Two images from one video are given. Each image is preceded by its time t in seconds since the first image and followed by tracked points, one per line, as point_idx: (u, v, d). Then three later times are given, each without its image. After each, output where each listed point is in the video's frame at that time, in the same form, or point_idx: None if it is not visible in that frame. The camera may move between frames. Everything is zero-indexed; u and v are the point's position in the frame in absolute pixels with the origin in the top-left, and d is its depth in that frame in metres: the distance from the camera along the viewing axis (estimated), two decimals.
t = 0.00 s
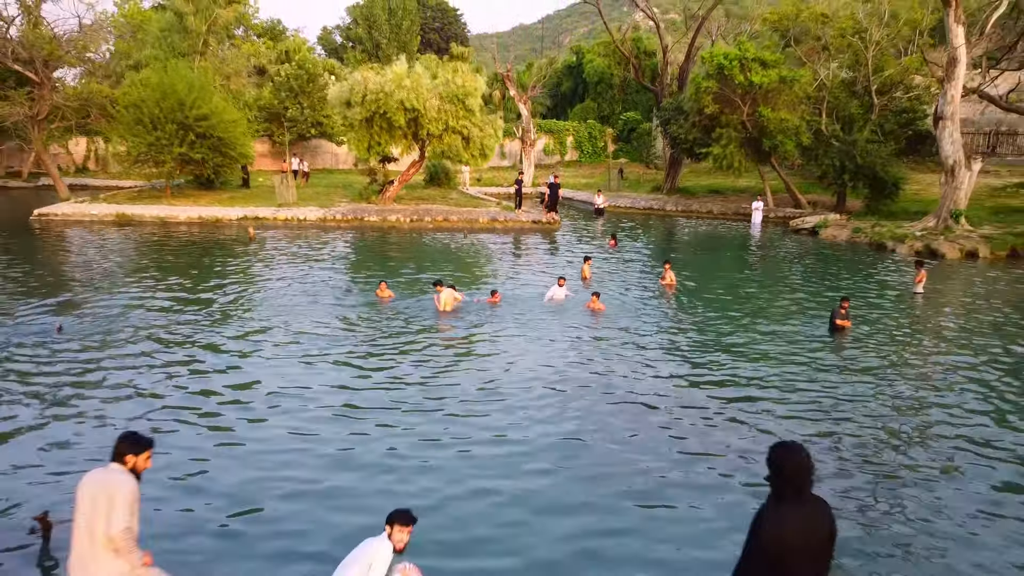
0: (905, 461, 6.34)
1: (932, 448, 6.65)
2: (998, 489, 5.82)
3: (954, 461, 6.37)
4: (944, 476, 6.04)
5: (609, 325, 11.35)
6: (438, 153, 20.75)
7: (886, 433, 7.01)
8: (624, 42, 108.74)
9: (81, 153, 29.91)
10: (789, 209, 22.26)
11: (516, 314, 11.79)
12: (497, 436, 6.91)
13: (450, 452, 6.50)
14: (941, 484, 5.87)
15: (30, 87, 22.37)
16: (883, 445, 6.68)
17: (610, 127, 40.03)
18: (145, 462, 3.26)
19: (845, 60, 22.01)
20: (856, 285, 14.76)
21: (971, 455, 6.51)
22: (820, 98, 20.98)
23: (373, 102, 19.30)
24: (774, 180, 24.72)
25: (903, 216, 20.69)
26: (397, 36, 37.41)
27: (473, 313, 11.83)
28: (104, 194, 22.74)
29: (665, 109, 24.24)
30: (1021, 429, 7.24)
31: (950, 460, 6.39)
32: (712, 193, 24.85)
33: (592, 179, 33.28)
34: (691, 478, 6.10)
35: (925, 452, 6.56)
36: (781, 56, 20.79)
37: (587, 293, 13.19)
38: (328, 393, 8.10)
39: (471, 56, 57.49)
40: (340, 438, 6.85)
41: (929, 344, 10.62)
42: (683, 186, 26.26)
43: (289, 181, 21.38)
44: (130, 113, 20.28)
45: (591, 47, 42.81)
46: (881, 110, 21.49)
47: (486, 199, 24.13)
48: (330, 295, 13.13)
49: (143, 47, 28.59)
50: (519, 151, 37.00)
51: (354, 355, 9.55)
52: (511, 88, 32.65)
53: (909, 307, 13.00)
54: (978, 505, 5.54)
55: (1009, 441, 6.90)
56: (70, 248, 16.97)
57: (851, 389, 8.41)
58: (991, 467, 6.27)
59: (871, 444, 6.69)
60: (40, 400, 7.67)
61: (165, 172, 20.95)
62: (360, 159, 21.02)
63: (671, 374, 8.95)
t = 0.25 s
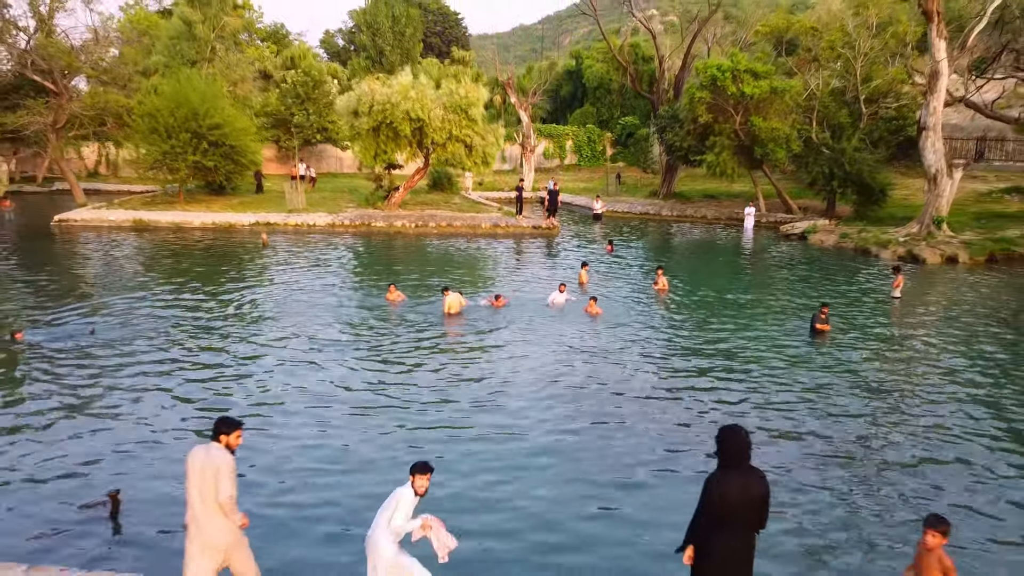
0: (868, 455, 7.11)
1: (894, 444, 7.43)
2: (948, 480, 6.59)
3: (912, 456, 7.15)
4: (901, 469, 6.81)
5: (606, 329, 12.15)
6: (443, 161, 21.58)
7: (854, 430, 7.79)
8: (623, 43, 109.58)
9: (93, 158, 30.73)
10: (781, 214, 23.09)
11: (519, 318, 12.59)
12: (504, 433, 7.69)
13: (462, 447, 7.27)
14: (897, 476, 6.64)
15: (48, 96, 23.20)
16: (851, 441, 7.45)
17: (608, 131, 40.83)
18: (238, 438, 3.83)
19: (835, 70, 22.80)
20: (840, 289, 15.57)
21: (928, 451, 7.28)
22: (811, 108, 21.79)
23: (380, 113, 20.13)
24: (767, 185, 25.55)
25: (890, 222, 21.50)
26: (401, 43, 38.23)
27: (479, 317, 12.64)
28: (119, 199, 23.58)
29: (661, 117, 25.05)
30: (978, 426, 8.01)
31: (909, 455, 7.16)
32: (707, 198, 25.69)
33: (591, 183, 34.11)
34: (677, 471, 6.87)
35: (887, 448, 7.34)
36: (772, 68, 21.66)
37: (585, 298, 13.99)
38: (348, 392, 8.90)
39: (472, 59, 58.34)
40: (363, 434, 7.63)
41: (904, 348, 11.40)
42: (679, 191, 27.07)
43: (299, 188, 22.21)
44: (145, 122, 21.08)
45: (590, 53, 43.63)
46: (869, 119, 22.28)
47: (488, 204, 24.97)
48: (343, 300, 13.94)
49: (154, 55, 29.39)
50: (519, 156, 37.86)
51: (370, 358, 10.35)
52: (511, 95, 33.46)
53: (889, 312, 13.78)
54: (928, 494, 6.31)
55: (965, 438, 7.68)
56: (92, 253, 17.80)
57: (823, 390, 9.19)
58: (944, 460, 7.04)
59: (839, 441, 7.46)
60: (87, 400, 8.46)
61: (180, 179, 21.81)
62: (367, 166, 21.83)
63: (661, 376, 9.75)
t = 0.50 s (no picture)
0: (840, 447, 7.88)
1: (864, 437, 8.20)
2: (909, 468, 7.35)
3: (880, 448, 7.91)
4: (869, 459, 7.57)
5: (604, 332, 12.95)
6: (446, 168, 22.41)
7: (829, 425, 8.56)
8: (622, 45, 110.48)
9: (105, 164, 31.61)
10: (772, 219, 23.93)
11: (522, 322, 13.39)
12: (510, 429, 8.46)
13: (472, 441, 8.04)
14: (864, 465, 7.40)
15: (65, 106, 24.07)
16: (825, 435, 8.22)
17: (607, 136, 41.68)
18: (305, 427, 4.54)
19: (825, 81, 23.61)
20: (826, 294, 16.36)
21: (893, 444, 8.06)
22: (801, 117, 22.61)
23: (386, 122, 20.95)
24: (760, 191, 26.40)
25: (877, 227, 22.30)
26: (404, 50, 39.09)
27: (484, 321, 13.43)
28: (134, 205, 24.44)
29: (657, 124, 25.90)
30: (943, 422, 8.78)
31: (877, 446, 7.92)
32: (702, 203, 26.54)
33: (590, 187, 34.94)
34: (667, 462, 7.64)
35: (858, 441, 8.10)
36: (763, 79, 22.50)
37: (584, 302, 14.79)
38: (366, 393, 9.69)
39: (473, 64, 59.23)
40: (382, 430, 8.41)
41: (883, 350, 12.19)
42: (675, 196, 27.90)
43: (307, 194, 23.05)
44: (160, 131, 21.93)
45: (589, 58, 44.48)
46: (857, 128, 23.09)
47: (489, 209, 25.81)
48: (355, 305, 14.77)
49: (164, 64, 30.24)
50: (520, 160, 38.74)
51: (384, 361, 11.14)
52: (512, 101, 34.29)
53: (871, 316, 14.58)
54: (887, 481, 7.09)
55: (929, 432, 8.44)
56: (112, 258, 18.63)
57: (801, 389, 10.00)
58: (908, 451, 7.81)
59: (814, 434, 8.23)
60: (127, 402, 9.25)
61: (193, 186, 22.65)
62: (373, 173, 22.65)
63: (654, 377, 10.54)
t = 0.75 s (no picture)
0: (812, 443, 8.72)
1: (836, 434, 9.03)
2: (873, 460, 8.19)
3: (848, 443, 8.75)
4: (838, 453, 8.41)
5: (601, 334, 13.82)
6: (450, 175, 23.27)
7: (804, 423, 9.41)
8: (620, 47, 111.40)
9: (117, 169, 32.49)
10: (764, 224, 24.80)
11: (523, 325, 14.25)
12: (514, 425, 9.30)
13: (479, 437, 8.88)
14: (832, 458, 8.24)
15: (83, 115, 24.97)
16: (800, 432, 9.06)
17: (606, 140, 42.56)
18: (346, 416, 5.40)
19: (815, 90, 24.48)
20: (812, 298, 17.23)
21: (860, 439, 8.89)
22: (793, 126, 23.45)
23: (393, 132, 21.81)
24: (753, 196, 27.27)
25: (865, 232, 23.16)
26: (407, 57, 39.96)
27: (488, 324, 14.30)
28: (148, 210, 25.32)
29: (654, 132, 26.76)
30: (908, 419, 9.61)
31: (845, 441, 8.76)
32: (697, 207, 27.41)
33: (589, 191, 35.79)
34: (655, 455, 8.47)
35: (830, 437, 8.93)
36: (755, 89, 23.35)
37: (582, 305, 15.67)
38: (380, 393, 10.55)
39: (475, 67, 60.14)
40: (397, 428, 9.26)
41: (861, 352, 13.03)
42: (671, 201, 28.79)
43: (316, 200, 23.92)
44: (175, 140, 22.81)
45: (588, 63, 45.36)
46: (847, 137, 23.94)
47: (491, 213, 26.68)
48: (365, 309, 15.62)
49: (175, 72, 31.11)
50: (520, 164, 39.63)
51: (395, 362, 11.99)
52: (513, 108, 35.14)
53: (853, 319, 15.42)
54: (851, 471, 7.92)
55: (895, 429, 9.29)
56: (130, 263, 19.50)
57: (781, 388, 10.84)
58: (873, 446, 8.65)
59: (789, 431, 9.08)
60: (162, 400, 10.12)
61: (206, 193, 23.53)
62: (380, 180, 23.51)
63: (646, 377, 11.40)
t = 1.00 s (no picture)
0: (787, 438, 9.62)
1: (809, 429, 9.94)
2: (840, 454, 9.09)
3: (820, 438, 9.64)
4: (809, 447, 9.31)
5: (597, 337, 14.73)
6: (453, 182, 24.15)
7: (781, 420, 10.31)
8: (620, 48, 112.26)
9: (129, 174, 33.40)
10: (757, 229, 25.70)
11: (525, 328, 15.18)
12: (516, 423, 10.20)
13: (484, 433, 9.78)
14: (803, 451, 9.14)
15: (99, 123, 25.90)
16: (777, 428, 9.97)
17: (604, 145, 43.47)
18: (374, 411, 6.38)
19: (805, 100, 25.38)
20: (798, 301, 18.13)
21: (831, 435, 9.79)
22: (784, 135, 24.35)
23: (399, 141, 22.69)
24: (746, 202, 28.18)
25: (853, 238, 24.06)
26: (410, 64, 40.87)
27: (492, 328, 15.21)
28: (162, 215, 26.24)
29: (650, 140, 27.67)
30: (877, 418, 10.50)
31: (818, 437, 9.65)
32: (692, 212, 28.32)
33: (588, 195, 36.69)
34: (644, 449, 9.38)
35: (804, 433, 9.84)
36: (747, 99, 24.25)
37: (580, 309, 16.59)
38: (393, 393, 11.45)
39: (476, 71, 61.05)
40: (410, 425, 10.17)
41: (841, 355, 13.93)
42: (667, 206, 29.71)
43: (324, 206, 24.82)
44: (189, 148, 23.72)
45: (587, 68, 46.26)
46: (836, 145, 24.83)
47: (493, 218, 27.58)
48: (375, 312, 16.52)
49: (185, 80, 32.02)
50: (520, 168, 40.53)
51: (406, 364, 12.91)
52: (514, 114, 36.02)
53: (836, 323, 16.31)
54: (818, 463, 8.82)
55: (864, 426, 10.18)
56: (147, 268, 20.40)
57: (762, 389, 11.75)
58: (843, 441, 9.54)
59: (767, 427, 9.99)
60: (193, 399, 11.03)
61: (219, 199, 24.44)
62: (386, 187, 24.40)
63: (639, 378, 12.32)
